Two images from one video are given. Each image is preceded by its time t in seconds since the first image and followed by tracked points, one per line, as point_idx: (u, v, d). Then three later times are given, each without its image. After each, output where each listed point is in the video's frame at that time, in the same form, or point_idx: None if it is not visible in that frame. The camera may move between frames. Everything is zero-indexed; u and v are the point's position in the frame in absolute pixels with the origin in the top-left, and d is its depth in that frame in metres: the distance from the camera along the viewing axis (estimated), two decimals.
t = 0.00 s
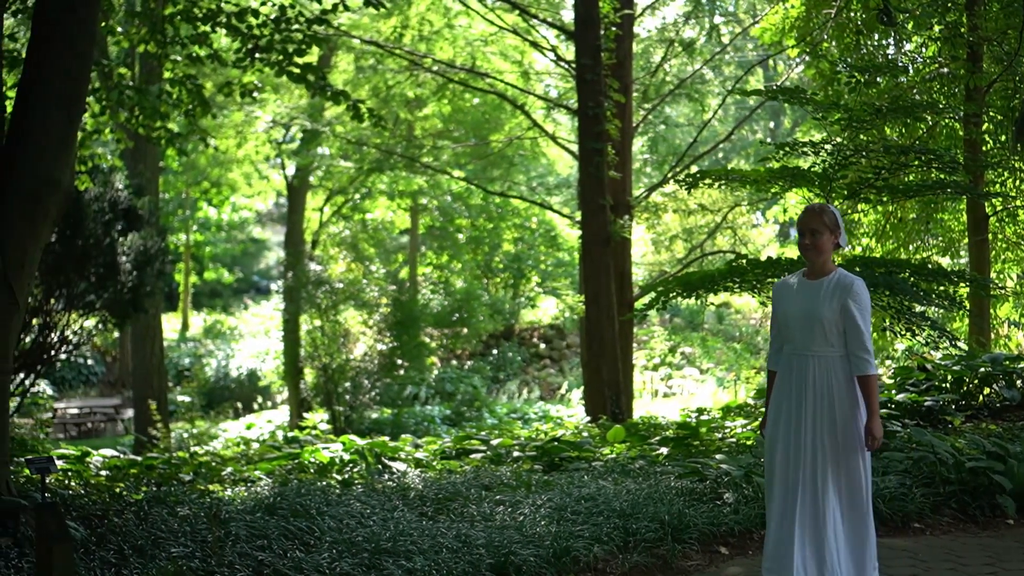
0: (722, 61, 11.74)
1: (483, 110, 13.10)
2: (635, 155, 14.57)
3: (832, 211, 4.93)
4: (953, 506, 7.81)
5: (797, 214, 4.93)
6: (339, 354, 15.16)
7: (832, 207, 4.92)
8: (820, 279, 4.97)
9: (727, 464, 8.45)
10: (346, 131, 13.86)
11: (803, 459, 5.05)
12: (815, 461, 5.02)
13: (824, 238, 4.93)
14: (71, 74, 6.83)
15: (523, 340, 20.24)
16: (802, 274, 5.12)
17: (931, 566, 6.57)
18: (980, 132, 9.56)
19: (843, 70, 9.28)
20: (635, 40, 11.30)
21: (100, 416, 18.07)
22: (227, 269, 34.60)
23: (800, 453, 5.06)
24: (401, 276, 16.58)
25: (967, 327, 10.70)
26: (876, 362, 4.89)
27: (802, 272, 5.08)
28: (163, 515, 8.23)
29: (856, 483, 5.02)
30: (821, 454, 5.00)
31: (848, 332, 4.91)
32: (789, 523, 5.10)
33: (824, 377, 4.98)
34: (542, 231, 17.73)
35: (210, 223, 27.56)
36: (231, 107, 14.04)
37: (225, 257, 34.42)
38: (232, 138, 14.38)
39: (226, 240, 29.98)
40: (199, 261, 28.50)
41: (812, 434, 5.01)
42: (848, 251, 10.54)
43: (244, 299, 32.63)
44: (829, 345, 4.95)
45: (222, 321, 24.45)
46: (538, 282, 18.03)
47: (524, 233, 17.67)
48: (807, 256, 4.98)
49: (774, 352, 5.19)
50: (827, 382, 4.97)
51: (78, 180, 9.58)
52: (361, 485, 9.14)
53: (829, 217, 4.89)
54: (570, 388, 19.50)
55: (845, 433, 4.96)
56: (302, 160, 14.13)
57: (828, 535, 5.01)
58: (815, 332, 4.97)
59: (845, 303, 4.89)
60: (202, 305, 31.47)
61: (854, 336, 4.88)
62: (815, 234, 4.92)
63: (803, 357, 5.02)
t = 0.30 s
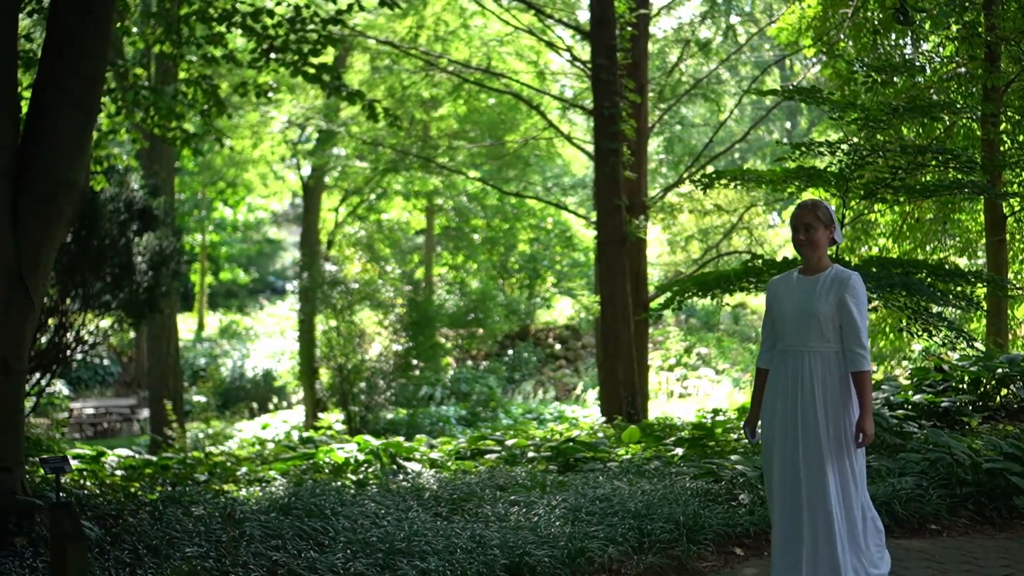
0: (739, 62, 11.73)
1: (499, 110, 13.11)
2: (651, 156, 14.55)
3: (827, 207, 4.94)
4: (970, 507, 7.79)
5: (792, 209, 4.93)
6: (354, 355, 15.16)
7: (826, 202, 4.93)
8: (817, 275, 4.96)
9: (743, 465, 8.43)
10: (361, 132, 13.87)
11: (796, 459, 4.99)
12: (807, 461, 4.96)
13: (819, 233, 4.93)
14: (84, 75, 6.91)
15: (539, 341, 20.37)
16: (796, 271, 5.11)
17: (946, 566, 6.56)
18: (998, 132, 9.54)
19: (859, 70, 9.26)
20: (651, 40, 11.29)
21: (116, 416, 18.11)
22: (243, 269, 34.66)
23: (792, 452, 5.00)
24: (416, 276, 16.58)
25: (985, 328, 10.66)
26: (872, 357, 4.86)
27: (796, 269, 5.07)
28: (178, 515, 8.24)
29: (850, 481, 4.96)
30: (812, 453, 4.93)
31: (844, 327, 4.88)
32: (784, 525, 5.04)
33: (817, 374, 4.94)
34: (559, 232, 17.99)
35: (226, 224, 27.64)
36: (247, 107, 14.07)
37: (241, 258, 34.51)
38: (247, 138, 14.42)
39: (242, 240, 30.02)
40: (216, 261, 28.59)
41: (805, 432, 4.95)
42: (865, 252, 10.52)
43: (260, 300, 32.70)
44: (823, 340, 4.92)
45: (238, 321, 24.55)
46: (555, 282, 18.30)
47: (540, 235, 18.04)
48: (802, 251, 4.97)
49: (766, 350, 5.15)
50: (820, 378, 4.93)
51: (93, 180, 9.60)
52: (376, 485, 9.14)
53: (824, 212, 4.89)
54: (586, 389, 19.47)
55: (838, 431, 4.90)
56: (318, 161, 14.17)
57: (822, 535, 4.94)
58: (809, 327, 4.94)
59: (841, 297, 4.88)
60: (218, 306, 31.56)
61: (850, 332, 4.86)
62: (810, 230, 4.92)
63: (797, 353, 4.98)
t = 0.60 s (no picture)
0: (755, 61, 11.71)
1: (514, 110, 13.12)
2: (667, 155, 14.53)
3: (825, 206, 4.88)
4: (985, 509, 7.76)
5: (788, 207, 4.88)
6: (369, 354, 15.16)
7: (823, 200, 4.87)
8: (815, 275, 4.90)
9: (758, 466, 8.39)
10: (376, 131, 13.87)
11: (787, 458, 4.92)
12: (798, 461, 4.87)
13: (816, 232, 4.88)
14: (100, 76, 6.97)
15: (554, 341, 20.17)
16: (795, 271, 5.04)
17: (961, 568, 6.53)
18: (1014, 131, 9.49)
19: (875, 69, 9.23)
20: (665, 39, 11.27)
21: (131, 416, 18.17)
22: (259, 270, 34.71)
23: (785, 451, 4.92)
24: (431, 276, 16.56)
25: (1002, 328, 10.60)
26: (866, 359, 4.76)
27: (795, 269, 5.00)
28: (192, 515, 8.25)
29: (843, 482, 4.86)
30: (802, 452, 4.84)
31: (839, 328, 4.80)
32: (776, 523, 4.97)
33: (810, 373, 4.85)
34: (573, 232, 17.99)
35: (241, 223, 27.68)
36: (261, 107, 14.09)
37: (256, 258, 34.57)
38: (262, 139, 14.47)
39: (257, 241, 30.10)
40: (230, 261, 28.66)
41: (796, 431, 4.87)
42: (881, 252, 10.49)
43: (275, 300, 32.76)
44: (818, 340, 4.84)
45: (253, 321, 24.61)
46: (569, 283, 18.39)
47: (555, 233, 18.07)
48: (800, 251, 4.92)
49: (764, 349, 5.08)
50: (813, 378, 4.84)
51: (107, 180, 9.61)
52: (389, 485, 9.14)
53: (820, 211, 4.84)
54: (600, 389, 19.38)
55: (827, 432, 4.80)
56: (332, 161, 14.18)
57: (812, 535, 4.85)
58: (805, 327, 4.87)
59: (838, 298, 4.80)
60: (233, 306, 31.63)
61: (847, 333, 4.77)
62: (807, 229, 4.85)
63: (793, 352, 4.91)
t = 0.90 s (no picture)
0: (769, 61, 11.71)
1: (528, 110, 13.14)
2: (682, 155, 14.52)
3: (826, 206, 4.87)
4: (1001, 509, 7.75)
5: (789, 206, 4.87)
6: (383, 355, 15.16)
7: (823, 199, 4.85)
8: (815, 275, 4.88)
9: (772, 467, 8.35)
10: (390, 132, 13.89)
11: (781, 458, 4.91)
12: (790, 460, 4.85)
13: (817, 231, 4.86)
14: (114, 76, 7.07)
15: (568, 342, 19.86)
16: (797, 270, 5.03)
17: (977, 569, 6.51)
18: None
19: (890, 69, 9.20)
20: (680, 39, 11.27)
21: (146, 416, 18.23)
22: (273, 270, 34.74)
23: (779, 451, 4.91)
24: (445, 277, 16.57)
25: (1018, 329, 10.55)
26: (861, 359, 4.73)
27: (795, 268, 4.99)
28: (206, 515, 8.26)
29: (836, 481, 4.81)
30: (794, 451, 4.82)
31: (837, 327, 4.77)
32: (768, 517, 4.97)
33: (808, 372, 4.83)
34: (587, 232, 17.99)
35: (255, 223, 27.75)
36: (276, 108, 14.13)
37: (272, 258, 34.64)
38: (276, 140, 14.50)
39: (272, 240, 30.14)
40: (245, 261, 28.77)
41: (790, 431, 4.87)
42: (896, 252, 10.46)
43: (290, 299, 32.82)
44: (814, 340, 4.83)
45: (268, 321, 24.69)
46: (583, 283, 18.87)
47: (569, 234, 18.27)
48: (800, 250, 4.90)
49: (765, 348, 5.07)
50: (809, 378, 4.83)
51: (122, 180, 9.65)
52: (403, 486, 9.14)
53: (821, 210, 4.83)
54: (615, 390, 19.19)
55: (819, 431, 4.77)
56: (347, 161, 14.22)
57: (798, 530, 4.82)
58: (803, 327, 4.86)
59: (836, 297, 4.78)
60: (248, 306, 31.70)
61: (845, 333, 4.74)
62: (807, 228, 4.84)
63: (791, 351, 4.90)
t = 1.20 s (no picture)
0: (784, 61, 11.71)
1: (543, 110, 13.13)
2: (697, 155, 14.51)
3: (828, 206, 4.89)
4: (1016, 510, 7.74)
5: (790, 207, 4.90)
6: (397, 355, 15.16)
7: (825, 200, 4.89)
8: (816, 276, 4.91)
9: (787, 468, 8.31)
10: (404, 132, 13.91)
11: (781, 461, 4.97)
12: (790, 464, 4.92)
13: (818, 232, 4.89)
14: (128, 76, 7.13)
15: (583, 342, 20.04)
16: (799, 272, 5.06)
17: (993, 569, 6.52)
18: None
19: (905, 69, 9.19)
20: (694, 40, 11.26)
21: (161, 416, 18.28)
22: (287, 269, 34.77)
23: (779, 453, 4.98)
24: (459, 277, 16.59)
25: None
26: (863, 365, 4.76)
27: (796, 269, 5.02)
28: (220, 515, 8.28)
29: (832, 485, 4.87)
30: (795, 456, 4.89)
31: (838, 331, 4.81)
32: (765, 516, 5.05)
33: (808, 376, 4.88)
34: (600, 232, 17.85)
35: (270, 224, 27.80)
36: (290, 109, 14.16)
37: (287, 258, 34.71)
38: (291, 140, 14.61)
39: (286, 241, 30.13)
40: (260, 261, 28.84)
41: (789, 434, 4.92)
42: (911, 252, 10.43)
43: (305, 300, 32.87)
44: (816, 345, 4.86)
45: (282, 321, 24.77)
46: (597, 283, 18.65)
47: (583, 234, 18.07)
48: (801, 252, 4.93)
49: (767, 352, 5.11)
50: (811, 383, 4.87)
51: (136, 180, 9.68)
52: (417, 486, 9.15)
53: (821, 211, 4.86)
54: (629, 390, 18.84)
55: (819, 437, 4.83)
56: (361, 161, 14.25)
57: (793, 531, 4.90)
58: (805, 331, 4.90)
59: (837, 301, 4.81)
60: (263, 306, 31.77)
61: (845, 337, 4.78)
62: (809, 229, 4.88)
63: (792, 355, 4.94)
